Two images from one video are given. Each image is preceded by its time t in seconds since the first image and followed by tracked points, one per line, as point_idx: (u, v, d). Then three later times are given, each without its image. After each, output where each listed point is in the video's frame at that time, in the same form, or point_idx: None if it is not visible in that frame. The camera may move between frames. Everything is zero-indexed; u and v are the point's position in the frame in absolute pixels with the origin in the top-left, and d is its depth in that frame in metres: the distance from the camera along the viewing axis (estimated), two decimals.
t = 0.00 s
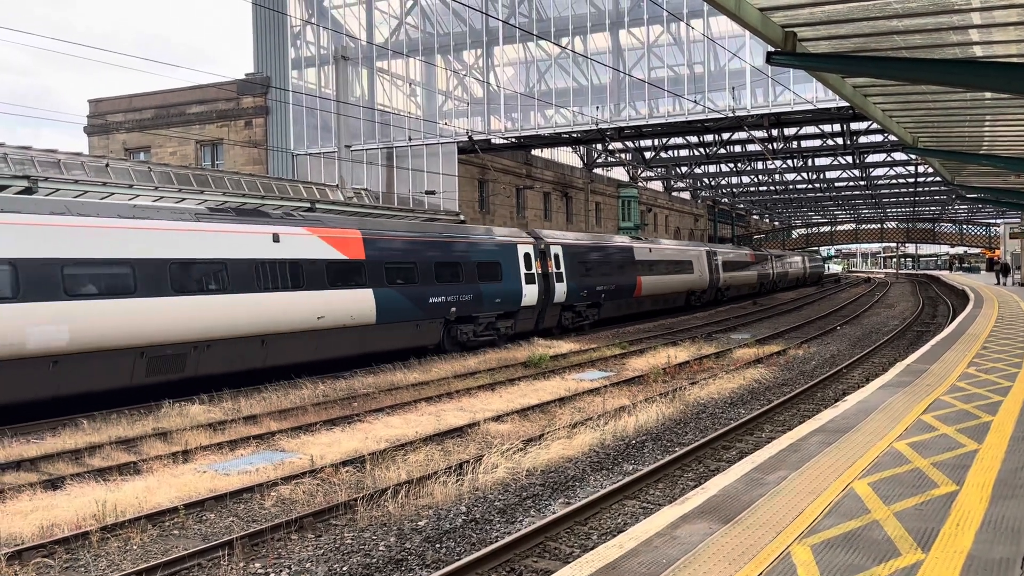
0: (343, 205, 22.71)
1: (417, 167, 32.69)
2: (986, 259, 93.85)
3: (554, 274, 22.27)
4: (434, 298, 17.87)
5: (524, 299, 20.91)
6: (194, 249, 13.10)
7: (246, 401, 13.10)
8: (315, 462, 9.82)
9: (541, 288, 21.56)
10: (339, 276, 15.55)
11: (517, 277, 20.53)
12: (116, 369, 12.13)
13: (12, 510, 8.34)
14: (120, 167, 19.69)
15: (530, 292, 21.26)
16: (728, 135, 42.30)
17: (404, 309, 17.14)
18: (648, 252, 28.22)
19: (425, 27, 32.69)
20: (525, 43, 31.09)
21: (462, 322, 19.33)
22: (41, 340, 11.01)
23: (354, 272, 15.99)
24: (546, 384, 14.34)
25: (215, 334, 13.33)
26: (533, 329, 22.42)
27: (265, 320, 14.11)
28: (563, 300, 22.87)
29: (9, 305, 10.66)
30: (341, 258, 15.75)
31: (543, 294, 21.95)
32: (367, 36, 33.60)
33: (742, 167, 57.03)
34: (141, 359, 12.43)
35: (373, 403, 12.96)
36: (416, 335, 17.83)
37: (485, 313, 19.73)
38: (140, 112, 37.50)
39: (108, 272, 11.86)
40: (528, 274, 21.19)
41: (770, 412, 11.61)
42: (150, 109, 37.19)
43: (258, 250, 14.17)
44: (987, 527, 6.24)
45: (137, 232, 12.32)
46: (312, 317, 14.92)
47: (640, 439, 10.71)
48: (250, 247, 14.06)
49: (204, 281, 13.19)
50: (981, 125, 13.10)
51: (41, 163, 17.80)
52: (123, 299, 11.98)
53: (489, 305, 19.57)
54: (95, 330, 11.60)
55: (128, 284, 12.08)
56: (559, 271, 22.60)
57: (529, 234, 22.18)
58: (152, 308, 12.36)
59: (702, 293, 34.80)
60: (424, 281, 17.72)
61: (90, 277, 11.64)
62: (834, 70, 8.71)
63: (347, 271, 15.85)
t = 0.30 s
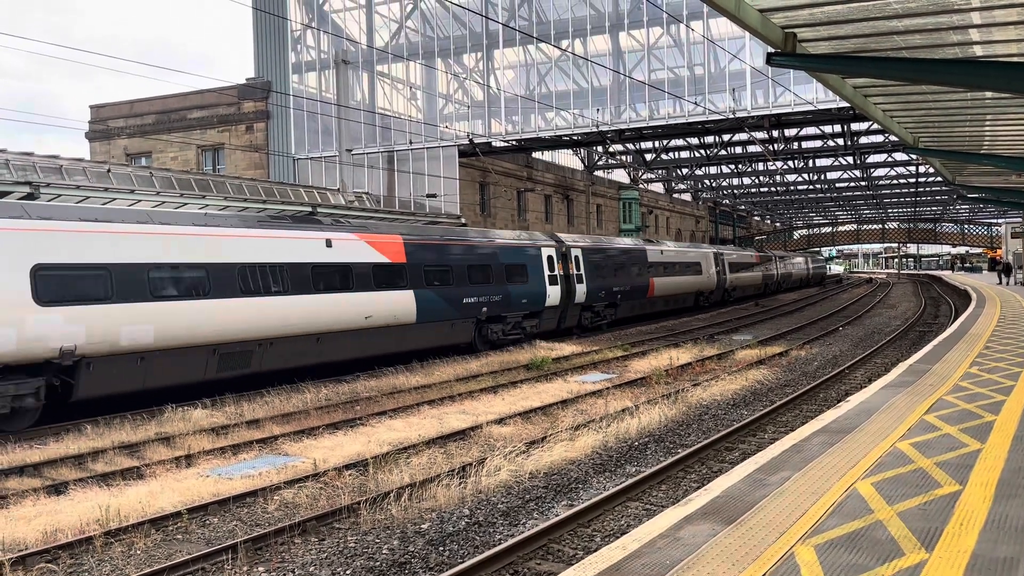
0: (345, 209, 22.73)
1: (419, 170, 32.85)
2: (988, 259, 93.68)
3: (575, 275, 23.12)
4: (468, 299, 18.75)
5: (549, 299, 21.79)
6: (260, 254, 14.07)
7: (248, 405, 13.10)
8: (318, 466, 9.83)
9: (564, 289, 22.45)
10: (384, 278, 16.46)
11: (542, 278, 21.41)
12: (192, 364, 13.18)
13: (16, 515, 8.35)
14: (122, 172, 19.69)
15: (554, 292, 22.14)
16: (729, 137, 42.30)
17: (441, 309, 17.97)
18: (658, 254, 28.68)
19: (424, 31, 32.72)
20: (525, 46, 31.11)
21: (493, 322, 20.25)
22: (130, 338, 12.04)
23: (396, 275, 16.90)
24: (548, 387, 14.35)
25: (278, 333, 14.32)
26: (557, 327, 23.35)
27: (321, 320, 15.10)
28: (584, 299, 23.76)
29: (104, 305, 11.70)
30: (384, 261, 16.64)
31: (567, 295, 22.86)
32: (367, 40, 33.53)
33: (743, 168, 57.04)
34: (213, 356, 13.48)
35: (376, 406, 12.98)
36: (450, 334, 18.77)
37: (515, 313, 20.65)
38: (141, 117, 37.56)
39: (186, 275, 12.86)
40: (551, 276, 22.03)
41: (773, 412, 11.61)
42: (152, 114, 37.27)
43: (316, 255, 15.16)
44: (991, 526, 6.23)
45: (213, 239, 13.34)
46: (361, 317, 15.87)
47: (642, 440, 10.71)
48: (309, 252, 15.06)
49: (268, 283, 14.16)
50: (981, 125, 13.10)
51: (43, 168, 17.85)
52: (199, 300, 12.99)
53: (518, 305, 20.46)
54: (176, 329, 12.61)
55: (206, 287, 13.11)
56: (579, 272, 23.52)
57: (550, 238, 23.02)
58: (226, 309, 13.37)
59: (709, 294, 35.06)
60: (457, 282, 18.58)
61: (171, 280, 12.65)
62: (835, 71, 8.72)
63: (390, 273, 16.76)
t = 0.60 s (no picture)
0: (345, 214, 22.76)
1: (419, 174, 32.78)
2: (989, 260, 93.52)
3: (593, 277, 23.80)
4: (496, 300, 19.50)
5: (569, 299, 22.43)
6: (313, 259, 14.99)
7: (250, 410, 13.09)
8: (320, 470, 9.82)
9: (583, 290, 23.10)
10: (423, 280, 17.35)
11: (563, 279, 22.07)
12: (254, 360, 14.12)
13: (18, 521, 8.34)
14: (122, 178, 19.76)
15: (574, 293, 22.80)
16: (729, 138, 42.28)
17: (473, 309, 18.77)
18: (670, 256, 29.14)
19: (424, 34, 32.78)
20: (525, 49, 31.25)
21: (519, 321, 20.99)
22: (204, 337, 13.00)
23: (432, 277, 17.76)
24: (549, 390, 14.33)
25: (330, 332, 15.25)
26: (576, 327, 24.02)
27: (369, 320, 16.04)
28: (602, 300, 24.43)
29: (184, 306, 12.71)
30: (421, 263, 17.50)
31: (586, 296, 23.53)
32: (366, 45, 33.59)
33: (743, 170, 57.07)
34: (273, 353, 14.42)
35: (378, 410, 12.97)
36: (481, 333, 19.65)
37: (539, 313, 21.37)
38: (142, 123, 37.61)
39: (249, 278, 13.80)
40: (571, 277, 22.70)
41: (774, 414, 11.59)
42: (152, 120, 37.34)
43: (363, 259, 16.11)
44: (994, 527, 6.21)
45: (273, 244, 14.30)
46: (403, 317, 16.79)
47: (644, 443, 10.70)
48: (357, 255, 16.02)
49: (321, 286, 15.09)
50: (981, 125, 13.10)
51: (43, 174, 17.88)
52: (262, 301, 13.92)
53: (541, 306, 21.15)
54: (242, 329, 13.56)
55: (269, 289, 14.06)
56: (597, 274, 24.19)
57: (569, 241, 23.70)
58: (285, 309, 14.31)
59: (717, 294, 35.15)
60: (488, 284, 19.38)
61: (238, 283, 13.62)
62: (835, 71, 8.72)
63: (427, 276, 17.63)
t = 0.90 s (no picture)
0: (345, 217, 22.73)
1: (418, 177, 32.72)
2: (989, 259, 93.54)
3: (609, 277, 24.44)
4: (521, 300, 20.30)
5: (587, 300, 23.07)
6: (358, 262, 15.88)
7: (250, 414, 13.09)
8: (321, 474, 9.82)
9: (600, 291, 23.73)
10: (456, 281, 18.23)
11: (582, 280, 22.68)
12: (308, 357, 15.06)
13: (19, 527, 8.34)
14: (121, 183, 19.70)
15: (591, 293, 23.45)
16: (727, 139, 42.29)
17: (500, 308, 19.65)
18: (678, 257, 29.52)
19: (422, 37, 32.82)
20: (523, 51, 31.32)
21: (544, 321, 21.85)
22: (265, 335, 13.97)
23: (464, 279, 18.63)
24: (550, 392, 14.34)
25: (374, 331, 16.17)
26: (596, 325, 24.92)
27: (410, 319, 16.96)
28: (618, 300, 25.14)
29: (249, 306, 13.68)
30: (453, 266, 18.40)
31: (603, 296, 24.21)
32: (365, 48, 33.67)
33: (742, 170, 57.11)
34: (325, 350, 15.37)
35: (378, 413, 12.97)
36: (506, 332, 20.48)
37: (561, 312, 22.17)
38: (140, 128, 37.60)
39: (305, 281, 14.74)
40: (589, 278, 23.33)
41: (775, 415, 11.58)
42: (150, 124, 37.34)
43: (403, 262, 17.05)
44: (996, 527, 6.21)
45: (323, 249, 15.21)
46: (439, 316, 17.70)
47: (645, 445, 10.70)
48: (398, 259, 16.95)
49: (366, 287, 15.99)
50: (979, 125, 13.09)
51: (43, 180, 17.87)
52: (315, 302, 14.84)
53: (562, 306, 21.88)
54: (298, 328, 14.49)
55: (320, 291, 14.98)
56: (613, 275, 24.85)
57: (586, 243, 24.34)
58: (334, 310, 15.22)
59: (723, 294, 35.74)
60: (513, 285, 20.20)
61: (295, 285, 14.56)
62: (834, 73, 8.72)
63: (460, 278, 18.50)
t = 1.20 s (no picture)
0: (342, 217, 22.69)
1: (415, 177, 32.73)
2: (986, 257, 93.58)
3: (621, 276, 25.13)
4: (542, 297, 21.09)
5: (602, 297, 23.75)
6: (396, 262, 16.68)
7: (248, 415, 13.08)
8: (319, 475, 9.82)
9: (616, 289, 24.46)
10: (484, 279, 19.04)
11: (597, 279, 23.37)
12: (354, 351, 15.95)
13: (17, 529, 8.34)
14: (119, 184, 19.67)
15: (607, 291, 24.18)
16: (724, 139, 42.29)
17: (522, 306, 20.42)
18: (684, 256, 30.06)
19: (418, 38, 32.79)
20: (520, 51, 31.18)
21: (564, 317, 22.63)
22: (317, 331, 14.82)
23: (490, 278, 19.44)
24: (548, 392, 14.35)
25: (410, 327, 17.00)
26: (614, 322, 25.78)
27: (443, 315, 17.84)
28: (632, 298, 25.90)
29: (302, 304, 14.51)
30: (480, 265, 19.22)
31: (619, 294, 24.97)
32: (361, 48, 33.55)
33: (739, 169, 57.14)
34: (367, 345, 16.23)
35: (377, 414, 12.97)
36: (528, 328, 21.27)
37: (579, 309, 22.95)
38: (137, 129, 37.60)
39: (350, 280, 15.58)
40: (603, 276, 24.01)
41: (773, 413, 11.61)
42: (147, 125, 37.31)
43: (436, 262, 17.86)
44: (993, 526, 6.22)
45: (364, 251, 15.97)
46: (469, 313, 18.54)
47: (643, 444, 10.71)
48: (430, 259, 17.75)
49: (404, 286, 16.81)
50: (976, 123, 13.09)
51: (39, 182, 17.83)
52: (359, 300, 15.69)
53: (579, 303, 22.63)
54: (344, 325, 15.33)
55: (363, 290, 15.79)
56: (624, 273, 25.59)
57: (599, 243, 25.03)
58: (374, 308, 16.04)
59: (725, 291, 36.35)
60: (534, 283, 20.98)
61: (341, 284, 15.38)
62: (831, 72, 8.72)
63: (486, 277, 19.34)
